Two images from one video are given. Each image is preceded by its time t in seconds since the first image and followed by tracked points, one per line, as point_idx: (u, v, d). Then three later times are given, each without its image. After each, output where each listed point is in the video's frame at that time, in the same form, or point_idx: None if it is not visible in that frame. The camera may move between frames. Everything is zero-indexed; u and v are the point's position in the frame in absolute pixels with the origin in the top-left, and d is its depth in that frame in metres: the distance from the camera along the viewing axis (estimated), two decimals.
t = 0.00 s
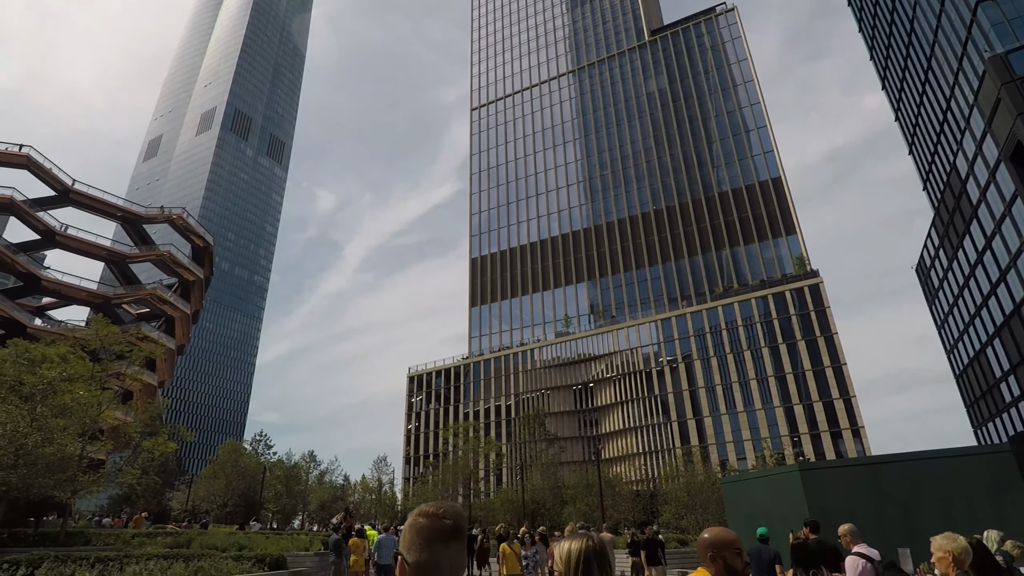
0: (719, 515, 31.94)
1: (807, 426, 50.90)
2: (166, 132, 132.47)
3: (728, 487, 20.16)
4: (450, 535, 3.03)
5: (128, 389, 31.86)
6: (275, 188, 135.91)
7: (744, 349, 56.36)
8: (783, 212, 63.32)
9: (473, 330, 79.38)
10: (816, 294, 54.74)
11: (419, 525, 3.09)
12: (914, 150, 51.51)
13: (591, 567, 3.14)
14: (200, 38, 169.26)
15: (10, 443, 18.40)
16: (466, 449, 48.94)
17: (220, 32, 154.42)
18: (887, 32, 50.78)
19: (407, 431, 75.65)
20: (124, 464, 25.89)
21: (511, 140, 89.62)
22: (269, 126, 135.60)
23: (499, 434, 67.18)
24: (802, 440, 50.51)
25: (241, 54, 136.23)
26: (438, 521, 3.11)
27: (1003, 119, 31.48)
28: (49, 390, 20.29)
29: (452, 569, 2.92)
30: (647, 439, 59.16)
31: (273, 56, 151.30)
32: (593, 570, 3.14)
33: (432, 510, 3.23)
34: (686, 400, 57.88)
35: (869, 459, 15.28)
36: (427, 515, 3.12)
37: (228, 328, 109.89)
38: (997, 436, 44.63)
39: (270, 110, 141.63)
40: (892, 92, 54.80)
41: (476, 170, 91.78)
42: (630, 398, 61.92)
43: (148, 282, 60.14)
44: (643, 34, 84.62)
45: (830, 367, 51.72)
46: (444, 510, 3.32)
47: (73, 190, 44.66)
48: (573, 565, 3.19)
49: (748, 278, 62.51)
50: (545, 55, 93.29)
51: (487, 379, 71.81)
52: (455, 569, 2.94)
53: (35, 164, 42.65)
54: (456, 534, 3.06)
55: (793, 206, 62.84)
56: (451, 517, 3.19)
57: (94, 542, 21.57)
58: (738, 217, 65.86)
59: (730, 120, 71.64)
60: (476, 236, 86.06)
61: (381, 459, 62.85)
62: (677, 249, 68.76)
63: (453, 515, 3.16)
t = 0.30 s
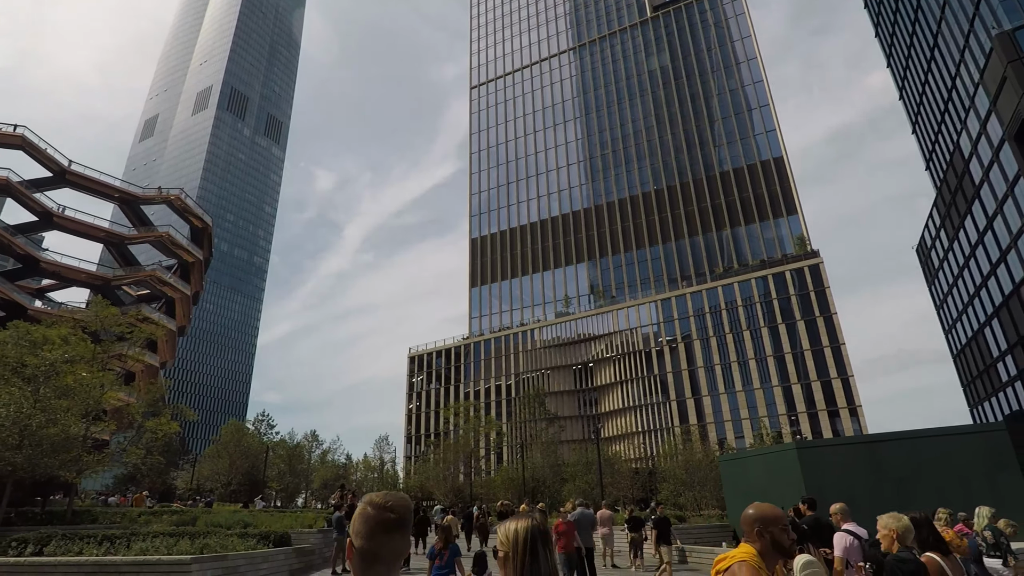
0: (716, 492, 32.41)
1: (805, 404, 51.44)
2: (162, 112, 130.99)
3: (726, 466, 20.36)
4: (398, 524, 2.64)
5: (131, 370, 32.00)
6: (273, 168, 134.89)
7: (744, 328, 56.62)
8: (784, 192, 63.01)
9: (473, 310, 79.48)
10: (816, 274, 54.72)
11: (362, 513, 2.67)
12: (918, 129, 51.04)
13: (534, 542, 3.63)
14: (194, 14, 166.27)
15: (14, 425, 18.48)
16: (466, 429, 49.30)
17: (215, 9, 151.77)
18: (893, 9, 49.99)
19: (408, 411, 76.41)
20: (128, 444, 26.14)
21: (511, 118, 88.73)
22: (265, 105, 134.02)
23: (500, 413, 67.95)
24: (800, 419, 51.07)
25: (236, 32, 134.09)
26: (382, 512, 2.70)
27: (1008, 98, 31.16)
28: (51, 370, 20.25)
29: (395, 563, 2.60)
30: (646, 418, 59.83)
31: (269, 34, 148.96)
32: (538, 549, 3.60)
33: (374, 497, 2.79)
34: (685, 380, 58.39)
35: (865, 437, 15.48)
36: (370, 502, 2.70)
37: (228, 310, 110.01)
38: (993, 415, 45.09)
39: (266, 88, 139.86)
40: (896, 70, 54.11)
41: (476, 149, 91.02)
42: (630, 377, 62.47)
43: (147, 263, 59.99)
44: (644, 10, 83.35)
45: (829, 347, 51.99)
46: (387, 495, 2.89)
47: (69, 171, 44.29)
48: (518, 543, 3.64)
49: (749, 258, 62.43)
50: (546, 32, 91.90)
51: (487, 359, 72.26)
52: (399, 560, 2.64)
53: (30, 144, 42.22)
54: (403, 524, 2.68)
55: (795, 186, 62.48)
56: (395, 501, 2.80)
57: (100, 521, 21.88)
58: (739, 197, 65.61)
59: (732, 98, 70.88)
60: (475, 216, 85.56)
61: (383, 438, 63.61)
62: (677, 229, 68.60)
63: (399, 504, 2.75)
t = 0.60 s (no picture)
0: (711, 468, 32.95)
1: (800, 384, 52.09)
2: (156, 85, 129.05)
3: (721, 444, 20.64)
4: (353, 487, 2.71)
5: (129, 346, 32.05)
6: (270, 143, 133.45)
7: (741, 308, 56.92)
8: (785, 172, 62.68)
9: (472, 289, 79.58)
10: (815, 255, 54.73)
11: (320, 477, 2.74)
12: (921, 109, 50.54)
13: (480, 508, 3.47)
14: None
15: (13, 399, 18.55)
16: (464, 406, 49.64)
17: None
18: None
19: (406, 387, 77.33)
20: (128, 418, 26.30)
21: (511, 94, 87.62)
22: (262, 78, 131.97)
23: (498, 391, 68.85)
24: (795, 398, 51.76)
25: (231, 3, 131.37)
26: (338, 476, 2.78)
27: (1013, 78, 30.83)
28: (49, 345, 20.14)
29: (353, 521, 2.63)
30: (643, 397, 60.77)
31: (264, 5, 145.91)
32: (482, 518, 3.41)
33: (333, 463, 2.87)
34: (682, 359, 59.06)
35: (858, 416, 15.65)
36: (328, 466, 2.77)
37: (226, 286, 109.90)
38: (985, 395, 45.65)
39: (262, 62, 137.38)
40: (902, 48, 53.39)
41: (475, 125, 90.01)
42: (627, 356, 63.22)
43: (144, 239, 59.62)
44: None
45: (825, 327, 52.34)
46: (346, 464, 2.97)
47: (63, 144, 43.76)
48: (462, 511, 3.44)
49: (748, 239, 62.43)
50: (547, 6, 90.22)
51: (486, 337, 72.74)
52: (358, 520, 2.68)
53: (23, 116, 41.62)
54: (361, 487, 2.75)
55: (796, 166, 62.09)
56: (349, 471, 2.87)
57: (102, 494, 22.16)
58: (739, 176, 65.23)
59: (734, 76, 70.04)
60: (475, 194, 84.95)
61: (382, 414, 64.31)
62: (677, 209, 68.31)
63: (355, 469, 2.82)
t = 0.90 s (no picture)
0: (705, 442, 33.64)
1: (797, 362, 52.63)
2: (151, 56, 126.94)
3: (717, 420, 20.96)
4: (314, 460, 2.95)
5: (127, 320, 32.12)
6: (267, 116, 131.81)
7: (739, 286, 57.17)
8: (787, 149, 62.09)
9: (470, 265, 79.61)
10: (814, 234, 54.57)
11: (286, 456, 2.96)
12: (927, 87, 49.83)
13: (441, 479, 3.55)
14: None
15: (13, 370, 18.35)
16: (462, 381, 50.01)
17: None
18: None
19: (406, 362, 79.22)
20: (129, 390, 26.54)
21: (511, 68, 86.25)
22: (258, 49, 129.63)
23: (496, 366, 70.62)
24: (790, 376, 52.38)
25: None
26: (302, 454, 3.00)
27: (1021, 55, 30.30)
28: (48, 318, 20.09)
29: (308, 491, 2.83)
30: (639, 374, 62.02)
31: None
32: (444, 488, 3.52)
33: (300, 443, 3.11)
34: (679, 337, 59.69)
35: (852, 395, 15.75)
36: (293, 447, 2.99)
37: (224, 261, 109.67)
38: (978, 375, 46.02)
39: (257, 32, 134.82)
40: (910, 24, 52.37)
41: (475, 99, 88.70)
42: (625, 334, 64.26)
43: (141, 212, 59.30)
44: None
45: (823, 306, 52.58)
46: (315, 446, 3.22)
47: (57, 116, 43.20)
48: (423, 482, 3.52)
49: (748, 217, 62.26)
50: None
51: (484, 314, 73.64)
52: (315, 487, 2.89)
53: (15, 87, 41.00)
54: (322, 462, 2.98)
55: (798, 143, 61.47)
56: (311, 448, 3.10)
57: (104, 464, 22.48)
58: (740, 153, 64.65)
59: (738, 51, 68.88)
60: (474, 169, 84.11)
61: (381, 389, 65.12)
62: (678, 186, 67.79)
63: (316, 448, 3.05)
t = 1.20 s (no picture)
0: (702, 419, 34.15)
1: (795, 342, 53.07)
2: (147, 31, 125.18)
3: (714, 400, 21.19)
4: (280, 428, 3.09)
5: (128, 296, 32.20)
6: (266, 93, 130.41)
7: (739, 267, 57.38)
8: (791, 128, 61.48)
9: (470, 244, 79.51)
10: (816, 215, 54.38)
11: (253, 427, 3.07)
12: (933, 65, 49.15)
13: (407, 452, 3.73)
14: None
15: (15, 345, 18.37)
16: (461, 359, 50.25)
17: None
18: None
19: (406, 341, 79.91)
20: (130, 367, 26.70)
21: (512, 45, 85.02)
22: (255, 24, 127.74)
23: (496, 344, 71.40)
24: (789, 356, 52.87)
25: None
26: (266, 426, 3.11)
27: None
28: (49, 294, 20.08)
29: (271, 459, 2.98)
30: (638, 354, 62.65)
31: None
32: (407, 459, 3.68)
33: (268, 415, 3.22)
34: (679, 317, 60.27)
35: (851, 374, 15.82)
36: (259, 419, 3.09)
37: (224, 240, 109.48)
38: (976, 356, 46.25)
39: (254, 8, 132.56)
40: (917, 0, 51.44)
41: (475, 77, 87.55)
42: (624, 314, 64.79)
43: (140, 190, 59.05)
44: None
45: (822, 287, 52.72)
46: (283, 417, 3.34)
47: (54, 91, 42.84)
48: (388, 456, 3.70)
49: (749, 197, 62.15)
50: None
51: (484, 294, 74.02)
52: (280, 453, 3.05)
53: (10, 61, 40.56)
54: (286, 431, 3.11)
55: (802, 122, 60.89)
56: (277, 418, 3.23)
57: (107, 439, 22.70)
58: (743, 133, 64.13)
59: (742, 28, 67.93)
60: (474, 147, 83.39)
61: (381, 367, 65.68)
62: (679, 165, 67.35)
63: (281, 420, 3.15)
